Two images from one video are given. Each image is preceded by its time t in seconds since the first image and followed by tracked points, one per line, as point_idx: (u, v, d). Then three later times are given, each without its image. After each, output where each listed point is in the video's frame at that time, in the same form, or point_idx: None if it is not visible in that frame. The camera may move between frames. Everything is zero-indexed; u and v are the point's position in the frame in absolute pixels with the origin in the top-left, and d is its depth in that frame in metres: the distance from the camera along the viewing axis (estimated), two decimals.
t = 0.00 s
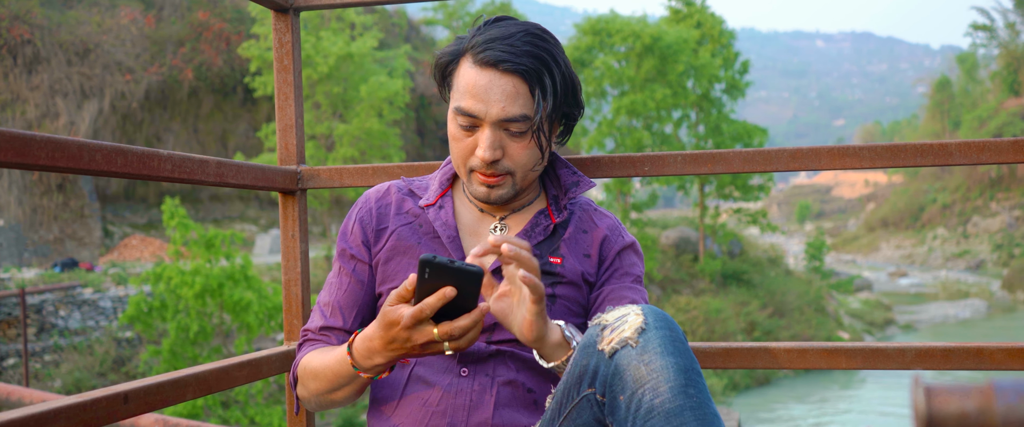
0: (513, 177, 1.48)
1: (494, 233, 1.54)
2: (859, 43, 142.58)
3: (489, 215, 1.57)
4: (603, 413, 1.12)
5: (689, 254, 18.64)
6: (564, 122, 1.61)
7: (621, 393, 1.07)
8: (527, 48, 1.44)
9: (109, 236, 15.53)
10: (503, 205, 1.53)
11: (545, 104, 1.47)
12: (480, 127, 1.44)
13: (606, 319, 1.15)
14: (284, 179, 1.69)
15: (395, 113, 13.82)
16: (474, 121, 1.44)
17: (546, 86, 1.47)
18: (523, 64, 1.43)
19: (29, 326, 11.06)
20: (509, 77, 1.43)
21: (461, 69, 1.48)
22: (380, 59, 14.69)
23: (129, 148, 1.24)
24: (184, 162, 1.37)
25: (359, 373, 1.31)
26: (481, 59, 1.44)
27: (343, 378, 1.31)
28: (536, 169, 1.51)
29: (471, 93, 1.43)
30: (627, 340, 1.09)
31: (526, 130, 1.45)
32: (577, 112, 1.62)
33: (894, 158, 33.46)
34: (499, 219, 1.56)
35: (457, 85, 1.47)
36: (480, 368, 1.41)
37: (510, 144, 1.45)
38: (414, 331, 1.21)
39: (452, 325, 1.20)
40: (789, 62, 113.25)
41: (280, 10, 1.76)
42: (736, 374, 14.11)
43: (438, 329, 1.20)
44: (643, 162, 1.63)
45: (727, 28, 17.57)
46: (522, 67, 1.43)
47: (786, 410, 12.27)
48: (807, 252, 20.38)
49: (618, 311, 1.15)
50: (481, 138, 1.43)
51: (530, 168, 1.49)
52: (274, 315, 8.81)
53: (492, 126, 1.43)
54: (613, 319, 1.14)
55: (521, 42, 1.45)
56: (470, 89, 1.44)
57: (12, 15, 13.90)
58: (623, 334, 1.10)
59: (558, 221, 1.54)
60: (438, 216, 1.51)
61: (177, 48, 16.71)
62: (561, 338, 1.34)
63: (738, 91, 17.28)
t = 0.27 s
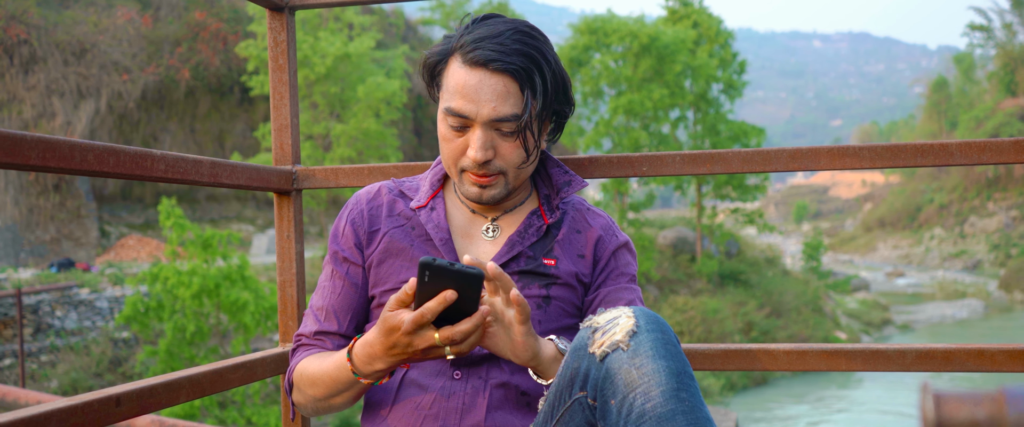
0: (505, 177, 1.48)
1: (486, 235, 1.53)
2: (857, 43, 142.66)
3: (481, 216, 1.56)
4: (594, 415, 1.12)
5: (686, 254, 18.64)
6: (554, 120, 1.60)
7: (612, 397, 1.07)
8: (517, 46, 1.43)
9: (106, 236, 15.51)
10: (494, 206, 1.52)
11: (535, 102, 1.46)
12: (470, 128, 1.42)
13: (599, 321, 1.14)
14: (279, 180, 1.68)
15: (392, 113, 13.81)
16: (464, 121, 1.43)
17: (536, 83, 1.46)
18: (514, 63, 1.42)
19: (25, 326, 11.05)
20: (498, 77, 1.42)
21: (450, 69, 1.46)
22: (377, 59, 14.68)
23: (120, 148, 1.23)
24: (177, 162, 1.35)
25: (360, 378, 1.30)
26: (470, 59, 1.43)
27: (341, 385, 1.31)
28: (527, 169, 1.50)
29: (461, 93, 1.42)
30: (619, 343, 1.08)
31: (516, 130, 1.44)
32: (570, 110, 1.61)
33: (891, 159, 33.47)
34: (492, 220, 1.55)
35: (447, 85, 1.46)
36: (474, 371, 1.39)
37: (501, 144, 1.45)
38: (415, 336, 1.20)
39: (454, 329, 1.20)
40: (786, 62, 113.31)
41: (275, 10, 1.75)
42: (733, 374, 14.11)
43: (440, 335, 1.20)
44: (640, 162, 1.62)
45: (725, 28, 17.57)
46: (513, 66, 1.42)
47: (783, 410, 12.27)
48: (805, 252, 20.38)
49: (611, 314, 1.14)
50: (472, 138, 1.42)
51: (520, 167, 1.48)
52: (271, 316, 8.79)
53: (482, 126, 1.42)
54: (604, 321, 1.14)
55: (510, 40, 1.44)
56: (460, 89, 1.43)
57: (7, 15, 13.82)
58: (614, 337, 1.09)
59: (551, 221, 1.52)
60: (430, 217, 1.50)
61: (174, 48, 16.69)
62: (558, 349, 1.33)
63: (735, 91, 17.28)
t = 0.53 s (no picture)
0: (496, 179, 1.47)
1: (480, 236, 1.52)
2: (854, 43, 142.75)
3: (473, 218, 1.55)
4: (587, 418, 1.10)
5: (683, 254, 18.65)
6: (546, 119, 1.59)
7: (605, 400, 1.06)
8: (504, 47, 1.42)
9: (103, 236, 15.48)
10: (486, 207, 1.51)
11: (526, 103, 1.45)
12: (460, 130, 1.41)
13: (589, 322, 1.14)
14: (274, 179, 1.67)
15: (390, 113, 13.78)
16: (453, 124, 1.42)
17: (525, 85, 1.45)
18: (502, 63, 1.41)
19: (22, 327, 11.03)
20: (488, 78, 1.40)
21: (439, 71, 1.45)
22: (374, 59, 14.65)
23: (112, 148, 1.22)
24: (169, 162, 1.34)
25: (352, 381, 1.29)
26: (458, 61, 1.42)
27: (334, 389, 1.30)
28: (518, 170, 1.49)
29: (449, 96, 1.41)
30: (611, 344, 1.07)
31: (504, 132, 1.43)
32: (562, 110, 1.60)
33: (889, 159, 33.48)
34: (485, 221, 1.54)
35: (435, 88, 1.45)
36: (469, 375, 1.39)
37: (492, 145, 1.44)
38: (403, 335, 1.19)
39: (442, 327, 1.18)
40: (784, 63, 113.35)
41: (270, 8, 1.74)
42: (731, 374, 14.10)
43: (427, 334, 1.18)
44: (637, 162, 1.61)
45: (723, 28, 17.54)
46: (501, 67, 1.41)
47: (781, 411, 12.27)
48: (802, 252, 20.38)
49: (602, 315, 1.13)
50: (462, 141, 1.41)
51: (511, 169, 1.47)
52: (268, 316, 8.77)
53: (471, 129, 1.41)
54: (594, 322, 1.13)
55: (499, 41, 1.42)
56: (448, 92, 1.41)
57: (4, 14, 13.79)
58: (606, 339, 1.08)
59: (545, 222, 1.51)
60: (423, 220, 1.49)
61: (171, 48, 16.66)
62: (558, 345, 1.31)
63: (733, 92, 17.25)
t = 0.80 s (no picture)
0: (494, 178, 1.46)
1: (476, 235, 1.51)
2: (851, 43, 142.86)
3: (470, 216, 1.55)
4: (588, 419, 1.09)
5: (681, 254, 18.65)
6: (543, 118, 1.58)
7: (607, 401, 1.05)
8: (502, 46, 1.41)
9: (100, 236, 15.45)
10: (483, 205, 1.50)
11: (524, 101, 1.44)
12: (457, 129, 1.40)
13: (591, 322, 1.13)
14: (269, 178, 1.66)
15: (387, 113, 13.77)
16: (451, 122, 1.41)
17: (523, 82, 1.44)
18: (500, 60, 1.40)
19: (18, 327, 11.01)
20: (485, 76, 1.40)
21: (436, 68, 1.44)
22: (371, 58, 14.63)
23: (105, 147, 1.21)
24: (163, 161, 1.33)
25: (348, 382, 1.28)
26: (456, 57, 1.40)
27: (329, 389, 1.29)
28: (516, 168, 1.48)
29: (447, 92, 1.40)
30: (613, 345, 1.06)
31: (502, 130, 1.42)
32: (560, 109, 1.59)
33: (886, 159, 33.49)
34: (481, 220, 1.53)
35: (433, 86, 1.44)
36: (464, 375, 1.37)
37: (489, 144, 1.43)
38: (403, 336, 1.18)
39: (441, 327, 1.17)
40: (781, 63, 113.41)
41: (265, 7, 1.73)
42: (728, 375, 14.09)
43: (427, 334, 1.17)
44: (636, 161, 1.60)
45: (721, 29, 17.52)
46: (500, 64, 1.40)
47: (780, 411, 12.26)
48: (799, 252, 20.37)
49: (604, 315, 1.12)
50: (459, 139, 1.40)
51: (508, 168, 1.46)
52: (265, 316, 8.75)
53: (469, 126, 1.40)
54: (597, 322, 1.12)
55: (497, 39, 1.42)
56: (446, 89, 1.41)
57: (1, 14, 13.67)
58: (609, 338, 1.07)
59: (543, 220, 1.51)
60: (419, 218, 1.48)
61: (168, 48, 16.64)
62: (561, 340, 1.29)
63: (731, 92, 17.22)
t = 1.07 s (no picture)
0: (491, 175, 1.45)
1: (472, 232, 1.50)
2: (848, 44, 142.99)
3: (466, 213, 1.54)
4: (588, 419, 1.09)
5: (678, 254, 18.66)
6: (541, 115, 1.57)
7: (607, 400, 1.04)
8: (500, 42, 1.40)
9: (97, 237, 15.43)
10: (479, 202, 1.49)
11: (521, 98, 1.43)
12: (455, 125, 1.39)
13: (591, 319, 1.12)
14: (263, 176, 1.65)
15: (385, 113, 13.76)
16: (448, 118, 1.40)
17: (520, 79, 1.43)
18: (498, 58, 1.39)
19: (15, 327, 10.99)
20: (483, 73, 1.39)
21: (433, 65, 1.44)
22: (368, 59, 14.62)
23: (96, 144, 1.20)
24: (156, 158, 1.32)
25: (341, 377, 1.27)
26: (453, 54, 1.40)
27: (321, 387, 1.28)
28: (512, 165, 1.47)
29: (444, 89, 1.39)
30: (614, 343, 1.05)
31: (500, 127, 1.41)
32: (558, 106, 1.58)
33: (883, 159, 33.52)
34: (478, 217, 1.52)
35: (429, 82, 1.43)
36: (459, 375, 1.36)
37: (486, 141, 1.42)
38: (396, 329, 1.17)
39: (435, 322, 1.16)
40: (778, 63, 113.50)
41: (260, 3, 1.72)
42: (726, 375, 14.09)
43: (418, 327, 1.16)
44: (634, 159, 1.60)
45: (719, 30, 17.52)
46: (497, 61, 1.39)
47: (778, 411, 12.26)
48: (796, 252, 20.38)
49: (604, 314, 1.11)
50: (456, 135, 1.40)
51: (505, 165, 1.46)
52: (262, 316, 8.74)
53: (466, 123, 1.39)
54: (597, 321, 1.11)
55: (494, 36, 1.41)
56: (442, 86, 1.40)
57: None
58: (609, 337, 1.06)
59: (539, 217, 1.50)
60: (415, 214, 1.47)
61: (165, 48, 16.63)
62: (563, 326, 1.28)
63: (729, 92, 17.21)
